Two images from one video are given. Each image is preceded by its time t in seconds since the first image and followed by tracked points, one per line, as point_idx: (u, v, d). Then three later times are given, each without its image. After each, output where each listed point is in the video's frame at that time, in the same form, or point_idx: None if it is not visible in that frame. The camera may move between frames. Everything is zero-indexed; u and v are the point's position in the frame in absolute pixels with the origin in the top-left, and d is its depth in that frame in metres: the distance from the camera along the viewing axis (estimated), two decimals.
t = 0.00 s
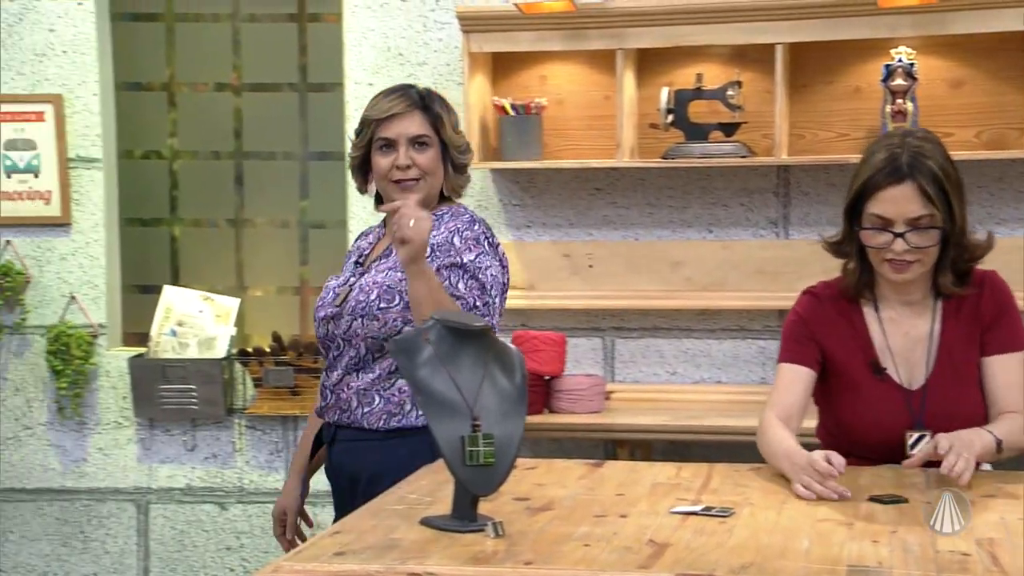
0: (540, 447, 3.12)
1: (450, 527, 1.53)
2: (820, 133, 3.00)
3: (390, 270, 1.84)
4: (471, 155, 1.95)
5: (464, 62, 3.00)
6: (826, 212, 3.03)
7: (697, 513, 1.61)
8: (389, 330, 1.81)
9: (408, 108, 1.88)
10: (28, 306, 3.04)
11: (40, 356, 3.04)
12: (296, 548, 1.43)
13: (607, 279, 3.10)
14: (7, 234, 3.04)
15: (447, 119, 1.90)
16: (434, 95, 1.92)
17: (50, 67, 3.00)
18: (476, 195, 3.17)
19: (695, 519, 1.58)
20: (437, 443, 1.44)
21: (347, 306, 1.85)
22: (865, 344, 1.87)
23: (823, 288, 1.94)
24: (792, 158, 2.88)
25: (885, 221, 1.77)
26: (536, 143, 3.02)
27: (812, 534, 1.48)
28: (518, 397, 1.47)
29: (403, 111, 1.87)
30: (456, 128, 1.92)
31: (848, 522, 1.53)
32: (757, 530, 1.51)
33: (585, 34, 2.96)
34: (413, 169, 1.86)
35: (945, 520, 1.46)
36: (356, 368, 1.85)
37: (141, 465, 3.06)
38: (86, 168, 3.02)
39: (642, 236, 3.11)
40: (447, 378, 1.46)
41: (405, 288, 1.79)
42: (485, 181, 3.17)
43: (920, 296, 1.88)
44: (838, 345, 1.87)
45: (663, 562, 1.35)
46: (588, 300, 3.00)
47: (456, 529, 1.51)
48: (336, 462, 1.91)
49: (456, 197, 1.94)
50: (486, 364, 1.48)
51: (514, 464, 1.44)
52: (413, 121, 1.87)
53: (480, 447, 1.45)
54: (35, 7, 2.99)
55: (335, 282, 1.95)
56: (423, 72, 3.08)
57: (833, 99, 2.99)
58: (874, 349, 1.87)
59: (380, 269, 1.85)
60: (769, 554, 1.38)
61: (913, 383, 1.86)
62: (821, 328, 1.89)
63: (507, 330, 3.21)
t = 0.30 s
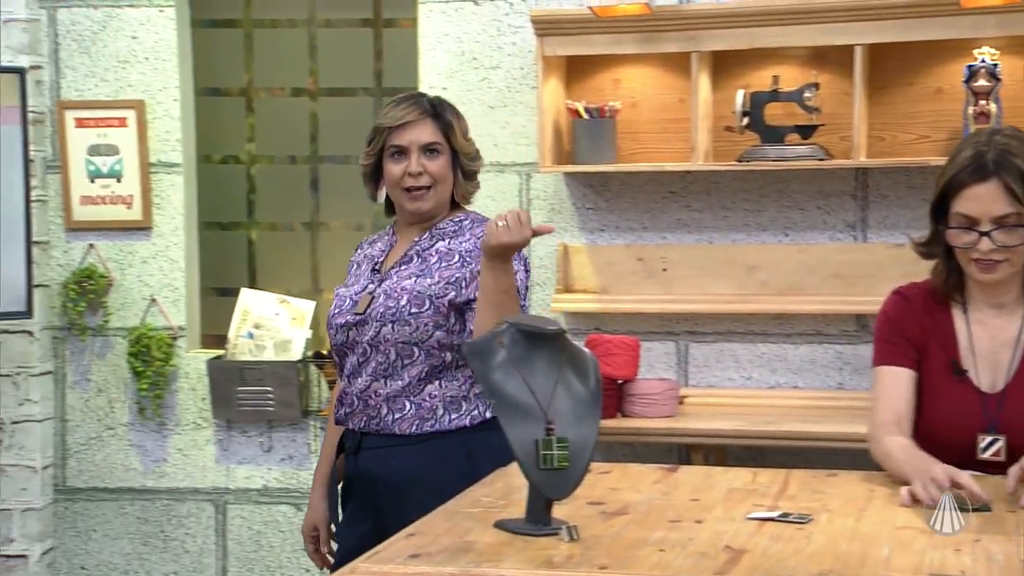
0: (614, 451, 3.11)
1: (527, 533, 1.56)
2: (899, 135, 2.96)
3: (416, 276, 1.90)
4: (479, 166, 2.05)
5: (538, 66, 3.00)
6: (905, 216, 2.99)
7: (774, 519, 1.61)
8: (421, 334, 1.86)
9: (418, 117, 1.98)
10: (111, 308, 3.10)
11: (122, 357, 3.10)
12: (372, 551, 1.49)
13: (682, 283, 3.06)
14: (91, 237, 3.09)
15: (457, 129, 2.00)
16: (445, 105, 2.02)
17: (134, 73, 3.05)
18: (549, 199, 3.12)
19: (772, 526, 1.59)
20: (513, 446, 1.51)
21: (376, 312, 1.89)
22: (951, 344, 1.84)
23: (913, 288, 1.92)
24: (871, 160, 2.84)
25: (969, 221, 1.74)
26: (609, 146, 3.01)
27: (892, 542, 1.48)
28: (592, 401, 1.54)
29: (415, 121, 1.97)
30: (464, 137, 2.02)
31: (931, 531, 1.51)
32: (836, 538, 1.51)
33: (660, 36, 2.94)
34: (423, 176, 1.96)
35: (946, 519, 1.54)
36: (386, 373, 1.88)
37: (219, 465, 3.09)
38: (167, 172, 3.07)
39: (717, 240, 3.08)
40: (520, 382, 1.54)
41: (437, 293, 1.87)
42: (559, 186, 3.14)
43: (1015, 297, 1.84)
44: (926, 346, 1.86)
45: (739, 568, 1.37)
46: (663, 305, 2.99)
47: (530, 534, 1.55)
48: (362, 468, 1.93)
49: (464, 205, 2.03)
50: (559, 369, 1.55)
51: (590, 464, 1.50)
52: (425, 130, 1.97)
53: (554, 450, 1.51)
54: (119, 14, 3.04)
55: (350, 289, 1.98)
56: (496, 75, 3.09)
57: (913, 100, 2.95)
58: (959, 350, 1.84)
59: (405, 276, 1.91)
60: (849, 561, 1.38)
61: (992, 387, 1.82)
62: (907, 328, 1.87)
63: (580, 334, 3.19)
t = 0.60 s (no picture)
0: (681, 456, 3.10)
1: (596, 538, 1.71)
2: (975, 137, 2.91)
3: (427, 276, 1.90)
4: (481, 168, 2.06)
5: (606, 69, 2.99)
6: (982, 219, 2.93)
7: (847, 527, 1.71)
8: (431, 335, 1.87)
9: (418, 118, 2.00)
10: (182, 311, 3.13)
11: (193, 360, 3.13)
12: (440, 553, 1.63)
13: (752, 287, 3.03)
14: (163, 241, 3.13)
15: (457, 131, 2.02)
16: (444, 107, 2.04)
17: (206, 79, 3.08)
18: (616, 202, 3.10)
19: (844, 534, 1.68)
20: (581, 450, 1.57)
21: (387, 310, 1.89)
22: None
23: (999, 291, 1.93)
24: (947, 163, 2.79)
25: None
26: (678, 149, 2.98)
27: (967, 552, 1.54)
28: (660, 406, 1.59)
29: (414, 123, 1.99)
30: (465, 139, 2.03)
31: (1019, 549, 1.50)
32: (912, 546, 1.57)
33: (730, 38, 2.92)
34: (423, 177, 1.98)
35: (946, 520, 1.64)
36: (396, 372, 1.88)
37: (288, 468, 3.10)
38: (237, 176, 3.10)
39: (787, 243, 3.04)
40: (588, 386, 1.60)
41: (449, 295, 1.87)
42: (627, 189, 3.11)
43: None
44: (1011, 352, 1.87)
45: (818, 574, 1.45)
46: (734, 310, 2.96)
47: (601, 538, 1.70)
48: (366, 464, 1.94)
49: (466, 207, 2.04)
50: (627, 376, 1.62)
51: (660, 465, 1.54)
52: (424, 131, 1.99)
53: (622, 454, 1.56)
54: (192, 20, 3.08)
55: (357, 285, 1.98)
56: (564, 78, 3.08)
57: (989, 101, 2.90)
58: None
59: (414, 276, 1.91)
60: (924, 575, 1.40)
61: None
62: (992, 333, 1.89)
63: (647, 337, 3.16)
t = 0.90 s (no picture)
0: (735, 463, 3.07)
1: (649, 542, 1.93)
2: None
3: (441, 272, 2.07)
4: (476, 157, 2.14)
5: (660, 72, 2.97)
6: None
7: (905, 535, 1.91)
8: (441, 328, 2.04)
9: (417, 108, 2.19)
10: (237, 315, 3.15)
11: (248, 363, 3.15)
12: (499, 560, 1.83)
13: (807, 292, 2.99)
14: (218, 245, 3.15)
15: (452, 121, 2.16)
16: (462, 103, 2.20)
17: (261, 84, 3.10)
18: (670, 206, 3.08)
19: (904, 542, 1.88)
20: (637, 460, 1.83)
21: (402, 303, 2.06)
22: None
23: None
24: (1009, 166, 2.75)
25: None
26: (733, 152, 2.95)
27: None
28: (712, 411, 1.87)
29: (415, 114, 2.20)
30: (451, 130, 2.15)
31: None
32: (971, 555, 1.78)
33: (786, 40, 2.89)
34: (403, 161, 2.18)
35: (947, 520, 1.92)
36: (410, 363, 2.07)
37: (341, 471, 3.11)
38: (292, 181, 3.11)
39: (845, 248, 3.00)
40: (643, 391, 1.89)
41: (460, 291, 2.04)
42: (681, 193, 3.09)
43: None
44: None
45: None
46: (790, 316, 2.92)
47: (655, 544, 1.92)
48: (386, 453, 2.12)
49: (447, 194, 2.15)
50: (679, 380, 1.89)
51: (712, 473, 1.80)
52: (415, 119, 2.18)
53: (677, 459, 1.83)
54: (248, 26, 3.10)
55: (378, 276, 2.16)
56: (618, 82, 3.07)
57: None
58: None
59: (428, 271, 2.08)
60: None
61: None
62: None
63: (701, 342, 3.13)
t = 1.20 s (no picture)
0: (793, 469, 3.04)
1: (710, 550, 1.92)
2: None
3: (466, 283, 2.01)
4: (498, 166, 2.06)
5: (717, 74, 2.94)
6: None
7: (970, 544, 1.93)
8: (464, 341, 1.99)
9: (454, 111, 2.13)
10: (292, 320, 3.17)
11: (303, 368, 3.17)
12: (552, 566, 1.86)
13: (867, 297, 2.95)
14: (274, 250, 3.16)
15: (476, 127, 2.08)
16: (495, 105, 2.10)
17: (317, 89, 3.12)
18: (727, 210, 3.04)
19: (967, 551, 1.90)
20: (693, 466, 1.85)
21: (426, 313, 2.03)
22: None
23: None
24: None
25: None
26: (791, 156, 2.92)
27: None
28: (771, 420, 1.87)
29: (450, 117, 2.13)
30: (476, 137, 2.07)
31: None
32: None
33: (845, 43, 2.84)
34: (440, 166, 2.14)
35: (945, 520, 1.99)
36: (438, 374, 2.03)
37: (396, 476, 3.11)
38: (347, 186, 3.12)
39: (905, 252, 2.95)
40: (701, 397, 1.89)
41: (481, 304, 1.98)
42: (738, 197, 3.05)
43: None
44: None
45: None
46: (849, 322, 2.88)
47: (712, 551, 1.92)
48: (416, 457, 2.07)
49: (473, 204, 2.09)
50: (737, 387, 1.90)
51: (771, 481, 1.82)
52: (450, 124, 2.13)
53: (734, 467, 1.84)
54: (304, 32, 3.11)
55: (418, 286, 2.14)
56: (674, 86, 3.04)
57: None
58: None
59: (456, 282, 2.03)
60: None
61: None
62: None
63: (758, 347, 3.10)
